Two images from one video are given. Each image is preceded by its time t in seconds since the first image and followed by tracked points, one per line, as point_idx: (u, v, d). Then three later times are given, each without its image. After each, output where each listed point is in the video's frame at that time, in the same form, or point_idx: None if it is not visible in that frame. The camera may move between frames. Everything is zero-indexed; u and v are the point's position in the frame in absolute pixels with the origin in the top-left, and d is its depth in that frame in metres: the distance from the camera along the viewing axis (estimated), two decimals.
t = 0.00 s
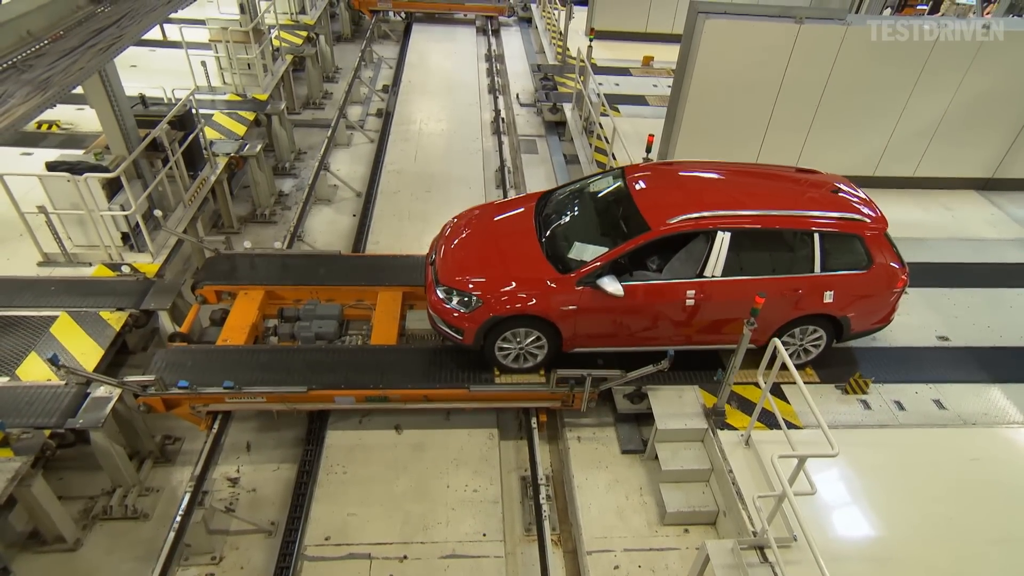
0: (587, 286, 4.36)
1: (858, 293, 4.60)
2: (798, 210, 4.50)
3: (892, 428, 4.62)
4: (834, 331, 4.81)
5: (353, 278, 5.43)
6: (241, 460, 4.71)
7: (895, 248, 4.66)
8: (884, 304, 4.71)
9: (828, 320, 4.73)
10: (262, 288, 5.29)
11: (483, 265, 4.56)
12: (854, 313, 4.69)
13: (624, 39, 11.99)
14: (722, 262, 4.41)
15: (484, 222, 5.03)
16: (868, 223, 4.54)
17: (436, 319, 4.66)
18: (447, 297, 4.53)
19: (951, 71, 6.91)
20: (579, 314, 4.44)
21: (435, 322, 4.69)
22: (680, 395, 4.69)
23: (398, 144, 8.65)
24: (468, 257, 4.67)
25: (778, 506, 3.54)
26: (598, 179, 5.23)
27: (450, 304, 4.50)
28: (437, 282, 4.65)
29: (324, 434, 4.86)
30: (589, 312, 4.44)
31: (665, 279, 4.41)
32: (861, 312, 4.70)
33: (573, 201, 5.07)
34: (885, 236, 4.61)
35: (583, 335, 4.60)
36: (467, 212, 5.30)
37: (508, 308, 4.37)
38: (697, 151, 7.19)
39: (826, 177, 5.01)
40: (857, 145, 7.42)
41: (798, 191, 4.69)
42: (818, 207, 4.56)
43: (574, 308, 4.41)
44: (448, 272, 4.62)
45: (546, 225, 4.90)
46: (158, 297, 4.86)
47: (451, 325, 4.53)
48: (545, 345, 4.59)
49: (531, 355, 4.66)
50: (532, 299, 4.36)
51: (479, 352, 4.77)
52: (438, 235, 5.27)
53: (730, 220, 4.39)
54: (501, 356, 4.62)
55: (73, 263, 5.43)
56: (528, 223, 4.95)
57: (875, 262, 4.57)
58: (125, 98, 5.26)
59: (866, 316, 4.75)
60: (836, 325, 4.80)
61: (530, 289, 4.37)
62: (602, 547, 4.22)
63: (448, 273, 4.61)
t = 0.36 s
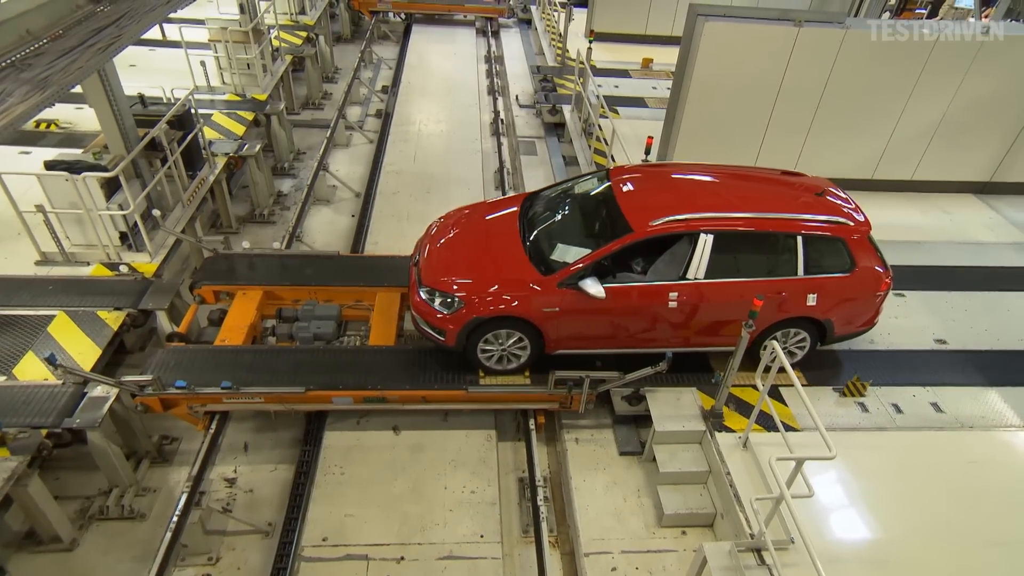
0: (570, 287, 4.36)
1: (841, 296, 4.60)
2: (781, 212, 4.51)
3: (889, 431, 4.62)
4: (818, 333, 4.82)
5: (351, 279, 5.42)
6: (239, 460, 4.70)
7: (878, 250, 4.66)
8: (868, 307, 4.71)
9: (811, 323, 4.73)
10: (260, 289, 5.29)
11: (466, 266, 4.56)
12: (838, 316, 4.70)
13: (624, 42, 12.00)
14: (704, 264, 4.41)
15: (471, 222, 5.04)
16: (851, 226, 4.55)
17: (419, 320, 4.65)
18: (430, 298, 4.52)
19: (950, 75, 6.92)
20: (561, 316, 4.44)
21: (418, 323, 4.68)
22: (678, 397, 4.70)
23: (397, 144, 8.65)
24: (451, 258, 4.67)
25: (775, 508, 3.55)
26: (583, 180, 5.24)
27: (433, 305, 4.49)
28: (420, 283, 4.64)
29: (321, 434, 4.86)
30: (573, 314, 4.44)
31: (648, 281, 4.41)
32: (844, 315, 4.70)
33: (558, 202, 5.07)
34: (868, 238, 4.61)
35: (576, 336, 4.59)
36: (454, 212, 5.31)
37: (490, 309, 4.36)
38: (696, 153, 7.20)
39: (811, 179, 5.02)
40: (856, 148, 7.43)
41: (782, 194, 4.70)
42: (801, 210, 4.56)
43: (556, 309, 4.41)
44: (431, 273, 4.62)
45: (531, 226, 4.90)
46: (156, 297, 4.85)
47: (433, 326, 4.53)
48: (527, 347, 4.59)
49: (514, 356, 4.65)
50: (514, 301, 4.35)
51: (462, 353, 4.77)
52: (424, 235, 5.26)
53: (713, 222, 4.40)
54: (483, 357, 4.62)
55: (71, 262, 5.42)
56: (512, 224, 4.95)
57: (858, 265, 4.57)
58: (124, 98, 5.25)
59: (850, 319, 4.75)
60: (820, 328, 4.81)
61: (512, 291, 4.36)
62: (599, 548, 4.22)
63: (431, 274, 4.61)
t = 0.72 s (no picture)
0: (559, 287, 4.35)
1: (834, 296, 4.58)
2: (773, 211, 4.50)
3: (894, 432, 4.60)
4: (811, 334, 4.80)
5: (355, 278, 5.43)
6: (243, 459, 4.71)
7: (871, 250, 4.64)
8: (862, 307, 4.68)
9: (803, 323, 4.71)
10: (265, 288, 5.30)
11: (456, 266, 4.56)
12: (830, 316, 4.68)
13: (628, 41, 11.99)
14: (696, 263, 4.40)
15: (463, 222, 5.04)
16: (844, 226, 4.53)
17: (410, 319, 4.65)
18: (421, 298, 4.52)
19: (956, 75, 6.89)
20: (552, 316, 4.43)
21: (409, 322, 4.68)
22: (682, 397, 4.71)
23: (401, 144, 8.66)
24: (441, 258, 4.66)
25: (780, 508, 3.55)
26: (575, 180, 5.25)
27: (423, 304, 4.49)
28: (411, 283, 4.64)
29: (325, 433, 4.87)
30: (566, 313, 4.43)
31: (639, 281, 4.40)
32: (837, 315, 4.68)
33: (550, 202, 5.07)
34: (861, 238, 4.59)
35: (577, 335, 4.59)
36: (447, 212, 5.31)
37: (480, 309, 4.36)
38: (700, 153, 7.19)
39: (803, 179, 5.01)
40: (861, 148, 7.41)
41: (774, 194, 4.69)
42: (793, 209, 4.55)
43: (546, 309, 4.39)
44: (422, 272, 4.62)
45: (522, 226, 4.90)
46: (161, 296, 4.86)
47: (424, 325, 4.53)
48: (517, 347, 4.57)
49: (505, 356, 4.63)
50: (504, 300, 4.35)
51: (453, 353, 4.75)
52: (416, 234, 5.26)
53: (704, 222, 4.39)
54: (474, 357, 4.60)
55: (77, 261, 5.44)
56: (504, 223, 4.95)
57: (851, 265, 4.55)
58: (130, 98, 5.27)
59: (844, 320, 4.73)
60: (813, 328, 4.78)
61: (502, 290, 4.35)
62: (602, 548, 4.22)
63: (422, 274, 4.61)
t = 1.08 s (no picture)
0: (552, 285, 4.34)
1: (830, 296, 4.55)
2: (768, 211, 4.48)
3: (901, 433, 4.57)
4: (807, 334, 4.77)
5: (361, 276, 5.43)
6: (248, 456, 4.74)
7: (868, 250, 4.61)
8: (858, 308, 4.64)
9: (799, 323, 4.67)
10: (272, 285, 5.31)
11: (450, 264, 4.56)
12: (826, 317, 4.65)
13: (635, 39, 11.95)
14: (690, 263, 4.39)
15: (458, 220, 5.05)
16: (840, 226, 4.50)
17: (404, 317, 4.63)
18: (414, 296, 4.52)
19: (966, 74, 6.83)
20: (545, 314, 4.42)
21: (402, 321, 4.67)
22: (688, 397, 4.71)
23: (408, 142, 8.66)
24: (435, 256, 4.66)
25: (786, 509, 3.55)
26: (569, 178, 5.24)
27: (415, 302, 4.49)
28: (405, 281, 4.65)
29: (331, 431, 4.89)
30: (564, 312, 4.43)
31: (633, 280, 4.38)
32: (834, 315, 4.65)
33: (545, 200, 5.07)
34: (857, 238, 4.55)
35: (585, 334, 4.59)
36: (444, 210, 5.32)
37: (473, 307, 4.36)
38: (707, 152, 7.17)
39: (800, 178, 4.98)
40: (870, 148, 7.36)
41: (770, 193, 4.66)
42: (788, 209, 4.53)
43: (538, 308, 4.39)
44: (416, 270, 4.63)
45: (516, 224, 4.90)
46: (169, 292, 4.89)
47: (417, 323, 4.53)
48: (510, 346, 4.58)
49: (498, 355, 4.64)
50: (495, 298, 4.35)
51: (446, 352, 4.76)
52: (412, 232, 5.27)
53: (698, 221, 4.38)
54: (466, 356, 4.60)
55: (85, 258, 5.47)
56: (499, 221, 4.95)
57: (847, 265, 4.52)
58: (139, 95, 5.29)
59: (840, 320, 4.70)
60: (808, 329, 4.75)
61: (494, 288, 4.36)
62: (607, 548, 4.21)
63: (416, 272, 4.61)
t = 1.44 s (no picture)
0: (545, 287, 4.35)
1: (825, 300, 4.52)
2: (764, 214, 4.46)
3: (908, 439, 4.55)
4: (802, 338, 4.74)
5: (367, 276, 5.44)
6: (254, 454, 4.75)
7: (865, 255, 4.58)
8: (854, 313, 4.62)
9: (793, 326, 4.65)
10: (279, 284, 5.33)
11: (444, 264, 4.57)
12: (822, 321, 4.62)
13: (644, 42, 11.94)
14: (684, 265, 4.37)
15: (455, 219, 5.07)
16: (836, 230, 4.47)
17: (398, 317, 4.65)
18: (408, 296, 4.54)
19: (977, 79, 6.79)
20: (538, 316, 4.42)
21: (396, 321, 4.69)
22: (694, 400, 4.69)
23: (415, 142, 8.68)
24: (429, 256, 4.68)
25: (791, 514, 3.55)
26: (566, 179, 5.25)
27: (409, 302, 4.51)
28: (400, 280, 4.66)
29: (337, 430, 4.86)
30: (568, 314, 4.42)
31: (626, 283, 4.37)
32: (829, 320, 4.63)
33: (540, 201, 5.08)
34: (854, 243, 4.52)
35: (590, 336, 4.58)
36: (444, 209, 5.34)
37: (466, 308, 4.37)
38: (716, 155, 7.16)
39: (797, 182, 4.96)
40: (880, 152, 7.33)
41: (766, 196, 4.65)
42: (783, 212, 4.51)
43: (531, 309, 4.39)
44: (411, 270, 4.64)
45: (511, 225, 4.91)
46: (177, 290, 4.92)
47: (410, 323, 4.53)
48: (503, 347, 4.58)
49: (491, 356, 4.64)
50: (488, 299, 4.36)
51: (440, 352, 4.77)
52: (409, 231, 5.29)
53: (692, 223, 4.37)
54: (460, 356, 4.61)
55: (95, 255, 5.50)
56: (495, 221, 4.96)
57: (843, 270, 4.49)
58: (149, 94, 5.32)
59: (836, 325, 4.67)
60: (804, 333, 4.72)
61: (487, 290, 4.36)
62: (611, 550, 4.21)
63: (411, 272, 4.62)
